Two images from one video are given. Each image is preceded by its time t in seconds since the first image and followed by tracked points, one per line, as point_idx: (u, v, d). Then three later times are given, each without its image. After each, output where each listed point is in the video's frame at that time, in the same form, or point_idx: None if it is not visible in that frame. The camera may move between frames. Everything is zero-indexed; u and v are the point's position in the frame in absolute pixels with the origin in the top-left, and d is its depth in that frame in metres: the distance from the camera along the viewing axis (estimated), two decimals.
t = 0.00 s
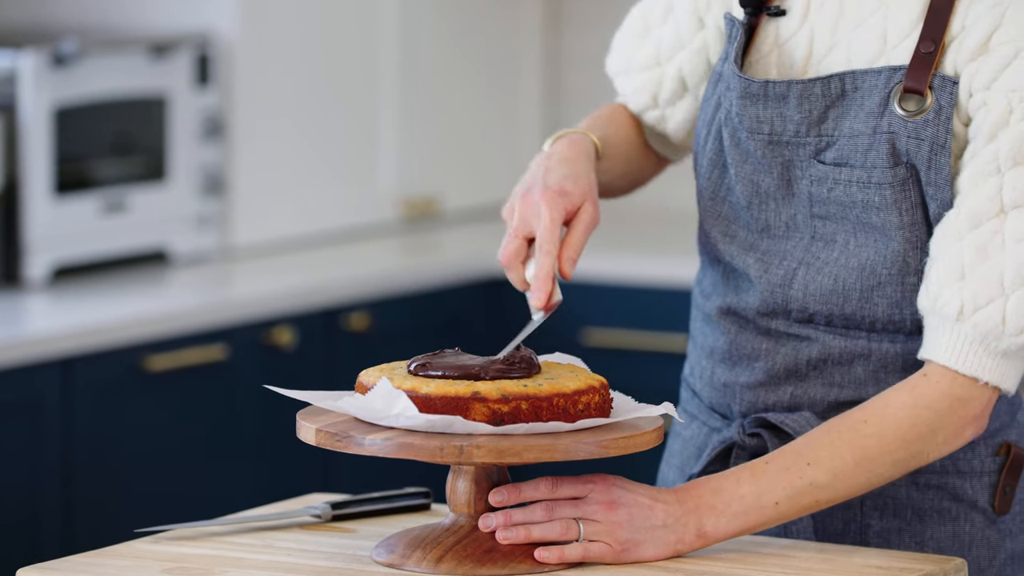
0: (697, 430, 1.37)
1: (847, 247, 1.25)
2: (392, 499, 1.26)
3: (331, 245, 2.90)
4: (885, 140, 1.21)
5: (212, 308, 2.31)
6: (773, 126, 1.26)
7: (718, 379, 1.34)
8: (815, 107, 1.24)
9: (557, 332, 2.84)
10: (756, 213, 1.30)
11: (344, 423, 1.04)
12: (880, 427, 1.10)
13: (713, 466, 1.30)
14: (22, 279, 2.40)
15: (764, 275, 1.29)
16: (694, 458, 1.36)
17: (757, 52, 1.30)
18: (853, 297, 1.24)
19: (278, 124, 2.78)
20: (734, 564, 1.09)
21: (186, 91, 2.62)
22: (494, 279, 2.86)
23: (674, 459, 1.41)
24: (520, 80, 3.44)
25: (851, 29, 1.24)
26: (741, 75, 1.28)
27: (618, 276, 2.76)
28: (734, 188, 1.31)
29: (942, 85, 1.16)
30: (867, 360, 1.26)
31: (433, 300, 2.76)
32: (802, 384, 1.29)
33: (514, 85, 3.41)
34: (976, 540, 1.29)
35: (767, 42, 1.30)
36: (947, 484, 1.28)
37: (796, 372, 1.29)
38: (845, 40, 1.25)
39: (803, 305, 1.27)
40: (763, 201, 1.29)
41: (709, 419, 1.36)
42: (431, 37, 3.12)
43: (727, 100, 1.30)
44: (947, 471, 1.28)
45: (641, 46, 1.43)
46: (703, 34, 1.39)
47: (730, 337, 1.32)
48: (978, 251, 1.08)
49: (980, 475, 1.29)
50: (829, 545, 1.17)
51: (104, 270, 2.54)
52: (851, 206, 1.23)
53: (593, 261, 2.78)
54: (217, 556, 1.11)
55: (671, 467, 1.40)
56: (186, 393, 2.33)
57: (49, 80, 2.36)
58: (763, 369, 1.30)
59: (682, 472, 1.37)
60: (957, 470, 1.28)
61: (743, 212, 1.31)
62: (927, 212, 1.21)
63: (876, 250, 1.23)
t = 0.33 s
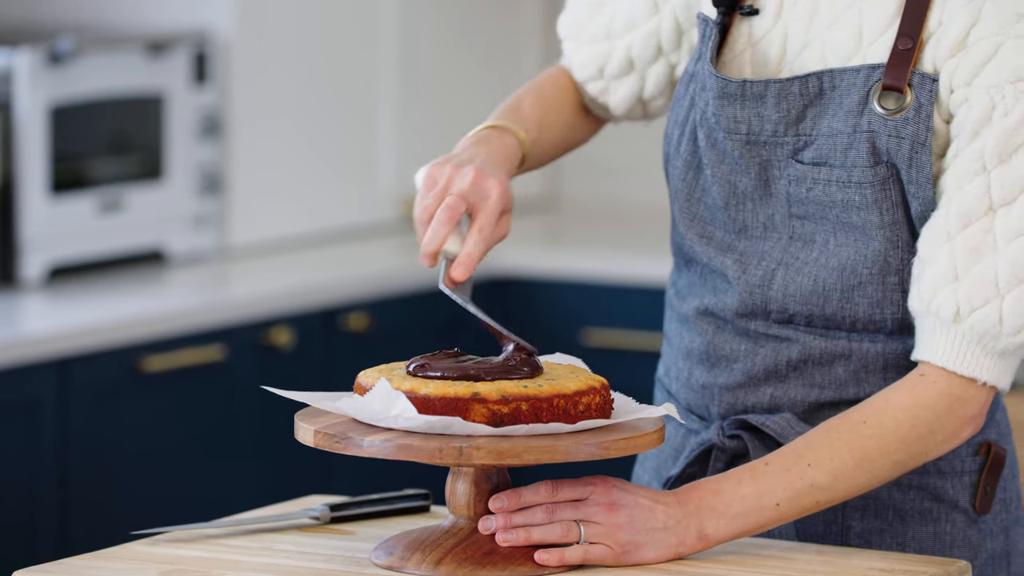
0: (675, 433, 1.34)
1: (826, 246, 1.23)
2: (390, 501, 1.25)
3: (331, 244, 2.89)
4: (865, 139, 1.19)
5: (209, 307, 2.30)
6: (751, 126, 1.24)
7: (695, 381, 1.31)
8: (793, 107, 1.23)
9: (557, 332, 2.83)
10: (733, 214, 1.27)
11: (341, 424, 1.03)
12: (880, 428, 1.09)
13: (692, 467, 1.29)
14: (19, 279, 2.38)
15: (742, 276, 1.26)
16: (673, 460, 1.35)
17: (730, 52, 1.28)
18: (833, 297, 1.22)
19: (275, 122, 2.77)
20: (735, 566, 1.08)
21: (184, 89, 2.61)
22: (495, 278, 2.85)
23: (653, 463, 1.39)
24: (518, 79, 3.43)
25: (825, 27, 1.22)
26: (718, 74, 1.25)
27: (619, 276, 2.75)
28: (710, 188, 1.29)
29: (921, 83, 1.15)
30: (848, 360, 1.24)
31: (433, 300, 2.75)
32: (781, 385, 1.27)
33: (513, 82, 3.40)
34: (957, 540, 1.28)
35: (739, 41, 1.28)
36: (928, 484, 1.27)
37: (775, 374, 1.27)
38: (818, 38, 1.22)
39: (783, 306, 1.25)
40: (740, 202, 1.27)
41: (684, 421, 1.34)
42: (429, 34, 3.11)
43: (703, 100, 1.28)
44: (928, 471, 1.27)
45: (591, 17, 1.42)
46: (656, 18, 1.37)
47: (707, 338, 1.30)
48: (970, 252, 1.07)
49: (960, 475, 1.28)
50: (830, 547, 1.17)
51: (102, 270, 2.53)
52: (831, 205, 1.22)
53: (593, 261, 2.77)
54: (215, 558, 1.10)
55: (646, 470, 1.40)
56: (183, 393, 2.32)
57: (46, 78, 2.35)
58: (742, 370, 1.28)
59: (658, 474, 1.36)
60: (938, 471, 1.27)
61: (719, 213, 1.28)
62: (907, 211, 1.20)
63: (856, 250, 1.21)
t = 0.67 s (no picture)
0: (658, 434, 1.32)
1: (811, 246, 1.20)
2: (389, 503, 1.24)
3: (329, 244, 2.89)
4: (849, 136, 1.16)
5: (206, 307, 2.29)
6: (731, 126, 1.21)
7: (677, 382, 1.28)
8: (774, 105, 1.20)
9: (557, 332, 2.82)
10: (714, 215, 1.24)
11: (340, 425, 1.02)
12: (877, 425, 1.08)
13: (674, 469, 1.26)
14: (14, 279, 2.37)
15: (725, 278, 1.23)
16: (653, 464, 1.32)
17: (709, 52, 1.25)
18: (819, 297, 1.20)
19: (269, 122, 2.75)
20: (737, 569, 1.07)
21: (181, 87, 2.60)
22: (495, 278, 2.84)
23: (631, 466, 1.36)
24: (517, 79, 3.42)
25: (805, 25, 1.19)
26: (696, 74, 1.22)
27: (619, 276, 2.75)
28: (690, 190, 1.26)
29: (904, 78, 1.12)
30: (834, 358, 1.22)
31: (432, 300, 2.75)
32: (766, 385, 1.25)
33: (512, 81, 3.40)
34: (943, 539, 1.27)
35: (718, 41, 1.25)
36: (913, 483, 1.26)
37: (760, 373, 1.24)
38: (800, 36, 1.20)
39: (767, 307, 1.22)
40: (721, 203, 1.24)
41: (672, 421, 1.31)
42: (427, 32, 3.09)
43: (681, 101, 1.24)
44: (913, 469, 1.25)
45: (558, 31, 1.36)
46: (630, 26, 1.33)
47: (690, 340, 1.27)
48: (963, 245, 1.06)
49: (945, 473, 1.26)
50: (832, 549, 1.16)
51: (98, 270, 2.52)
52: (815, 204, 1.19)
53: (593, 261, 2.76)
54: (213, 561, 1.09)
55: (623, 470, 1.38)
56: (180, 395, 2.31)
57: (42, 77, 2.34)
58: (726, 371, 1.25)
59: (639, 476, 1.34)
60: (923, 469, 1.25)
61: (699, 214, 1.25)
62: (893, 207, 1.17)
63: (842, 249, 1.19)
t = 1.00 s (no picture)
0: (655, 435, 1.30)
1: (810, 247, 1.19)
2: (388, 505, 1.23)
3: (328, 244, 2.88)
4: (849, 137, 1.15)
5: (204, 307, 2.28)
6: (728, 128, 1.20)
7: (674, 383, 1.27)
8: (772, 106, 1.18)
9: (557, 332, 2.81)
10: (711, 217, 1.23)
11: (339, 426, 1.01)
12: (880, 427, 1.06)
13: (671, 471, 1.25)
14: (10, 279, 2.36)
15: (723, 280, 1.22)
16: (651, 465, 1.31)
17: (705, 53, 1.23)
18: (818, 298, 1.18)
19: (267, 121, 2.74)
20: (739, 571, 1.06)
21: (178, 85, 2.59)
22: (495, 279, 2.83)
23: (626, 467, 1.35)
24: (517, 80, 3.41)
25: (803, 26, 1.18)
26: (693, 76, 1.21)
27: (618, 276, 2.74)
28: (686, 192, 1.24)
29: (904, 78, 1.11)
30: (833, 359, 1.20)
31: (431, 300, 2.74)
32: (765, 386, 1.23)
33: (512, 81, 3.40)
34: (942, 541, 1.25)
35: (714, 41, 1.23)
36: (914, 483, 1.24)
37: (758, 375, 1.23)
38: (797, 36, 1.18)
39: (766, 308, 1.21)
40: (718, 205, 1.22)
41: (672, 422, 1.30)
42: (426, 32, 3.09)
43: (677, 103, 1.23)
44: (913, 470, 1.24)
45: (559, 31, 1.34)
46: (626, 25, 1.31)
47: (687, 341, 1.26)
48: (965, 244, 1.04)
49: (944, 475, 1.25)
50: (835, 551, 1.15)
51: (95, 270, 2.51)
52: (814, 205, 1.17)
53: (593, 261, 2.76)
54: (210, 563, 1.08)
55: (617, 472, 1.36)
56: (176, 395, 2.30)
57: (38, 75, 2.33)
58: (723, 372, 1.24)
59: (634, 477, 1.33)
60: (923, 470, 1.24)
61: (695, 216, 1.24)
62: (893, 208, 1.16)
63: (841, 250, 1.17)
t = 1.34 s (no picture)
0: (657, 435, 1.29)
1: (814, 247, 1.18)
2: (388, 506, 1.21)
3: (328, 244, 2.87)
4: (854, 135, 1.13)
5: (202, 307, 2.27)
6: (732, 127, 1.18)
7: (675, 383, 1.26)
8: (776, 105, 1.17)
9: (557, 332, 2.80)
10: (714, 217, 1.22)
11: (337, 427, 1.00)
12: (883, 427, 1.05)
13: (673, 473, 1.24)
14: (4, 278, 2.34)
15: (726, 279, 1.21)
16: (652, 467, 1.30)
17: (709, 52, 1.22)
18: (822, 299, 1.17)
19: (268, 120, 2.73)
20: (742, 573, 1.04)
21: (175, 83, 2.58)
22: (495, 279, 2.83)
23: (626, 468, 1.34)
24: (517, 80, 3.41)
25: (808, 25, 1.16)
26: (697, 74, 1.19)
27: (619, 275, 2.73)
28: (689, 192, 1.23)
29: (909, 77, 1.09)
30: (837, 359, 1.19)
31: (431, 300, 2.73)
32: (768, 385, 1.22)
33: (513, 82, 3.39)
34: (948, 542, 1.24)
35: (718, 38, 1.21)
36: (918, 484, 1.23)
37: (762, 374, 1.22)
38: (803, 34, 1.17)
39: (770, 308, 1.20)
40: (721, 205, 1.21)
41: (674, 423, 1.28)
42: (426, 31, 3.08)
43: (681, 100, 1.21)
44: (917, 471, 1.23)
45: (549, 25, 1.32)
46: (625, 20, 1.29)
47: (690, 341, 1.25)
48: (970, 243, 1.03)
49: (949, 475, 1.23)
50: (839, 553, 1.13)
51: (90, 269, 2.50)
52: (818, 205, 1.16)
53: (593, 260, 2.74)
54: (207, 566, 1.06)
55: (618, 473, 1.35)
56: (174, 395, 2.29)
57: (33, 73, 2.31)
58: (727, 371, 1.23)
59: (635, 478, 1.32)
60: (927, 471, 1.23)
61: (698, 216, 1.23)
62: (899, 207, 1.14)
63: (846, 250, 1.16)
